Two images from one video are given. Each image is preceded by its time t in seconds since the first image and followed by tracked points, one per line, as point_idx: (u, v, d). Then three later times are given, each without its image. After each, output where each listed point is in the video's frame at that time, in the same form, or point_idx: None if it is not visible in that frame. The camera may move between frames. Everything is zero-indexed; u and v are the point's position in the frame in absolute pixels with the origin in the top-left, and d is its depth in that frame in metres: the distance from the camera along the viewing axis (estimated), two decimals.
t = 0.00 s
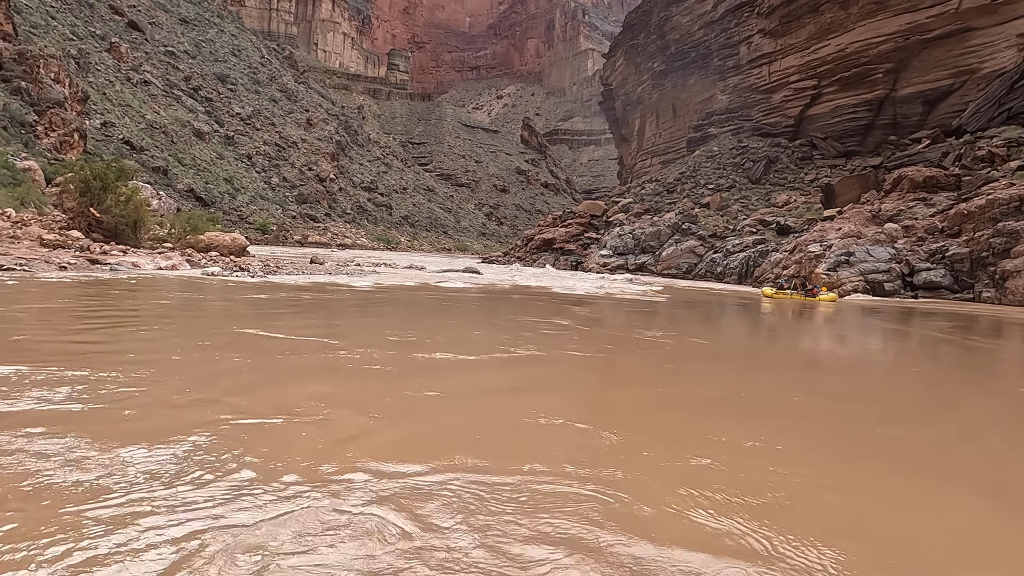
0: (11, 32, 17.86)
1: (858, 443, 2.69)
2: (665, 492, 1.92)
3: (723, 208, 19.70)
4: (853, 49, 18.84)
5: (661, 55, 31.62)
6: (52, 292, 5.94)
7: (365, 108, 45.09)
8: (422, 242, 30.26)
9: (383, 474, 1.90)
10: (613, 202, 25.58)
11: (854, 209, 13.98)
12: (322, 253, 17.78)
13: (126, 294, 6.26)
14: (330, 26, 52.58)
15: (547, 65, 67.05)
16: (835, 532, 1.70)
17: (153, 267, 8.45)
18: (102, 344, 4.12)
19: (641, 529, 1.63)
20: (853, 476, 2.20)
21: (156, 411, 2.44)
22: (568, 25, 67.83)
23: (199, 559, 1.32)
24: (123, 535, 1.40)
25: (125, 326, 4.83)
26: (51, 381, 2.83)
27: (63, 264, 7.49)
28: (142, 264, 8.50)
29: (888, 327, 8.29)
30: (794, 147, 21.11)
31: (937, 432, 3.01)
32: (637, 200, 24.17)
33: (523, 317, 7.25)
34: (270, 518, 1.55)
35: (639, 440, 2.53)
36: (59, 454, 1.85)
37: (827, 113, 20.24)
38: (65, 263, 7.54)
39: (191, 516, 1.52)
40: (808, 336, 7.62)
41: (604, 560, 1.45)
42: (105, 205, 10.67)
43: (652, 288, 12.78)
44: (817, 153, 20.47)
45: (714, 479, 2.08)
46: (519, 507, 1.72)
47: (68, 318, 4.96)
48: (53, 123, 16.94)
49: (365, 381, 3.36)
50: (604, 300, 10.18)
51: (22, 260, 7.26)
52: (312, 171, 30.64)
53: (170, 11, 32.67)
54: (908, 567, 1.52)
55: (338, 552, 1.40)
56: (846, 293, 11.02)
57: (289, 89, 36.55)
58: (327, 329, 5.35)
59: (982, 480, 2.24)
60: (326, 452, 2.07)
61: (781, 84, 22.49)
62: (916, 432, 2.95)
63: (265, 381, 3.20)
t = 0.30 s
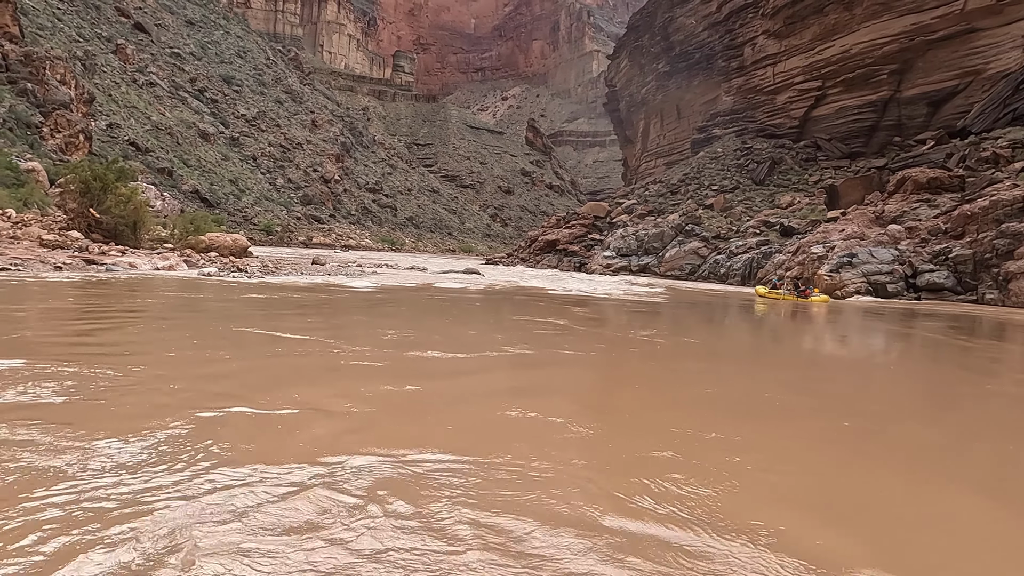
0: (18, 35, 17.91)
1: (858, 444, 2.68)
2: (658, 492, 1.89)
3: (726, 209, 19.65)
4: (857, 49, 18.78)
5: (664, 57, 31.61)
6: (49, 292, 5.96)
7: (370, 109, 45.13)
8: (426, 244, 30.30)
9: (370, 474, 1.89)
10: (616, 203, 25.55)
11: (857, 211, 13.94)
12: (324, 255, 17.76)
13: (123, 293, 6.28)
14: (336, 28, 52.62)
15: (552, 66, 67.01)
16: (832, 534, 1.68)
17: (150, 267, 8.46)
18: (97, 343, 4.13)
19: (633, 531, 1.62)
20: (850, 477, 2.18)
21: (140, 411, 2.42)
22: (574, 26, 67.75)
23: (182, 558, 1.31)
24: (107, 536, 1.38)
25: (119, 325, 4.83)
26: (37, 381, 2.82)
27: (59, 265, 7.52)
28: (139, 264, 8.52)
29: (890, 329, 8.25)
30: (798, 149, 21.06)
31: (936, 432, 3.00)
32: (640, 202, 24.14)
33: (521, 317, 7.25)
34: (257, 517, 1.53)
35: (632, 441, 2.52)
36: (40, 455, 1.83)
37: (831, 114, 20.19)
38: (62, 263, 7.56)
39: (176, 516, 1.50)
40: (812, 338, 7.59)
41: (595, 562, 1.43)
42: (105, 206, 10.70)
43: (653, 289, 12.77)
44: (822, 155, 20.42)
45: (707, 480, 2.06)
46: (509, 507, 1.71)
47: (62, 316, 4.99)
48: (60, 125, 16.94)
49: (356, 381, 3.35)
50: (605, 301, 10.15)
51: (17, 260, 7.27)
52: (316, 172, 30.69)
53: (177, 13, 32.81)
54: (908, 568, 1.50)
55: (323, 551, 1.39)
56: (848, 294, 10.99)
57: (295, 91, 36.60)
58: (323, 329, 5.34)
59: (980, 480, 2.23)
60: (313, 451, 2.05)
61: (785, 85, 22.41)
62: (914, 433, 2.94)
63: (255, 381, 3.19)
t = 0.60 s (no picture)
0: (26, 35, 17.98)
1: (853, 445, 2.66)
2: (640, 494, 1.87)
3: (731, 209, 19.59)
4: (863, 49, 18.68)
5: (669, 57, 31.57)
6: (49, 289, 5.99)
7: (376, 109, 45.11)
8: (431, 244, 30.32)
9: (354, 472, 1.89)
10: (621, 204, 25.53)
11: (862, 211, 13.90)
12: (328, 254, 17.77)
13: (123, 291, 6.31)
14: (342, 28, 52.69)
15: (558, 66, 66.94)
16: (813, 535, 1.67)
17: (148, 267, 8.47)
18: (93, 340, 4.16)
19: (610, 534, 1.59)
20: (842, 479, 2.17)
21: (128, 409, 2.42)
22: (580, 26, 67.68)
23: (159, 559, 1.31)
24: (73, 534, 1.38)
25: (115, 323, 4.85)
26: (26, 378, 2.83)
27: (55, 263, 7.51)
28: (137, 263, 8.53)
29: (894, 330, 8.20)
30: (803, 149, 21.01)
31: (935, 434, 2.97)
32: (645, 202, 24.10)
33: (521, 316, 7.25)
34: (226, 518, 1.53)
35: (621, 441, 2.52)
36: (24, 453, 1.84)
37: (837, 114, 20.13)
38: (57, 262, 7.55)
39: (158, 517, 1.50)
40: (815, 338, 7.56)
41: (564, 569, 1.39)
42: (105, 205, 10.73)
43: (656, 289, 12.75)
44: (827, 155, 20.36)
45: (692, 480, 2.04)
46: (485, 508, 1.69)
47: (58, 314, 5.00)
48: (66, 124, 16.96)
49: (347, 381, 3.34)
50: (607, 301, 10.13)
51: (13, 259, 7.28)
52: (322, 172, 30.73)
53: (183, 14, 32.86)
54: (890, 570, 1.48)
55: (287, 554, 1.38)
56: (851, 295, 10.96)
57: (301, 91, 36.66)
58: (321, 328, 5.36)
59: (973, 482, 2.20)
60: (297, 449, 2.06)
61: (791, 85, 22.33)
62: (910, 435, 2.92)
63: (248, 379, 3.20)
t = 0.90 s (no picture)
0: (30, 34, 18.03)
1: (851, 444, 2.64)
2: (630, 491, 1.84)
3: (732, 209, 19.57)
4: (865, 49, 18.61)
5: (672, 57, 31.53)
6: (44, 287, 6.00)
7: (380, 109, 45.15)
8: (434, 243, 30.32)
9: (339, 462, 1.89)
10: (622, 203, 25.52)
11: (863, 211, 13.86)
12: (329, 254, 17.78)
13: (119, 289, 6.32)
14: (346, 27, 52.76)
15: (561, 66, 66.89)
16: (806, 534, 1.65)
17: (142, 265, 8.47)
18: (85, 338, 4.15)
19: (596, 530, 1.56)
20: (836, 477, 2.15)
21: (111, 403, 2.44)
22: (584, 26, 67.60)
23: (135, 543, 1.31)
24: (33, 526, 1.34)
25: (108, 321, 4.87)
26: (10, 374, 2.82)
27: (46, 262, 7.51)
28: (131, 262, 8.53)
29: (895, 330, 8.16)
30: (805, 149, 20.98)
31: (934, 434, 2.95)
32: (646, 202, 24.07)
33: (518, 315, 7.25)
34: (196, 508, 1.50)
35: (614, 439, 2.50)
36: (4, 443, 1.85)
37: (839, 114, 20.09)
38: (49, 261, 7.55)
39: (137, 504, 1.51)
40: (816, 338, 7.54)
41: (543, 560, 1.37)
42: (101, 203, 10.75)
43: (656, 289, 12.75)
44: (829, 155, 20.32)
45: (686, 479, 2.02)
46: (465, 503, 1.65)
47: (52, 311, 5.01)
48: (69, 124, 16.94)
49: (338, 378, 3.34)
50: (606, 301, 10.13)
51: (5, 257, 7.28)
52: (325, 171, 30.75)
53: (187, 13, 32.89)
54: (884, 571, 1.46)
55: (249, 546, 1.34)
56: (852, 294, 10.94)
57: (304, 90, 36.71)
58: (317, 326, 5.37)
59: (969, 482, 2.18)
60: (280, 440, 2.05)
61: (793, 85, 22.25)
62: (907, 435, 2.89)
63: (237, 377, 3.21)
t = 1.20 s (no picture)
0: (32, 35, 18.07)
1: (850, 444, 2.61)
2: (620, 487, 1.83)
3: (734, 209, 19.52)
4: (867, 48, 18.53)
5: (674, 57, 31.45)
6: (36, 286, 6.02)
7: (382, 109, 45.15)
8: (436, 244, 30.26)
9: (319, 454, 1.89)
10: (624, 203, 25.48)
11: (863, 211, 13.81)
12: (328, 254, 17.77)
13: (111, 288, 6.33)
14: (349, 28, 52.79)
15: (564, 66, 66.79)
16: (797, 534, 1.62)
17: (134, 265, 8.49)
18: (74, 337, 4.15)
19: (583, 528, 1.54)
20: (833, 477, 2.12)
21: (87, 398, 2.46)
22: (588, 26, 67.41)
23: (97, 529, 1.30)
24: None
25: (96, 319, 4.88)
26: None
27: (36, 261, 7.51)
28: (124, 262, 8.55)
29: (895, 330, 8.12)
30: (807, 148, 20.92)
31: (935, 434, 2.91)
32: (648, 202, 24.01)
33: (514, 315, 7.24)
34: (165, 498, 1.49)
35: (609, 438, 2.48)
36: None
37: (840, 113, 20.04)
38: (39, 261, 7.54)
39: (108, 491, 1.51)
40: (815, 338, 7.51)
41: (518, 553, 1.37)
42: (98, 203, 10.75)
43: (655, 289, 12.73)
44: (831, 154, 20.27)
45: (677, 476, 2.00)
46: (444, 495, 1.65)
47: (41, 309, 5.03)
48: (71, 124, 16.95)
49: (325, 376, 3.34)
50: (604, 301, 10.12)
51: None
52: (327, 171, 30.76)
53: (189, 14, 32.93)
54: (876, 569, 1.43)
55: (218, 538, 1.32)
56: (851, 294, 10.90)
57: (307, 91, 36.73)
58: (312, 326, 5.36)
59: (968, 481, 2.15)
60: (263, 435, 2.05)
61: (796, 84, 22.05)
62: (905, 434, 2.86)
63: (223, 375, 3.21)
